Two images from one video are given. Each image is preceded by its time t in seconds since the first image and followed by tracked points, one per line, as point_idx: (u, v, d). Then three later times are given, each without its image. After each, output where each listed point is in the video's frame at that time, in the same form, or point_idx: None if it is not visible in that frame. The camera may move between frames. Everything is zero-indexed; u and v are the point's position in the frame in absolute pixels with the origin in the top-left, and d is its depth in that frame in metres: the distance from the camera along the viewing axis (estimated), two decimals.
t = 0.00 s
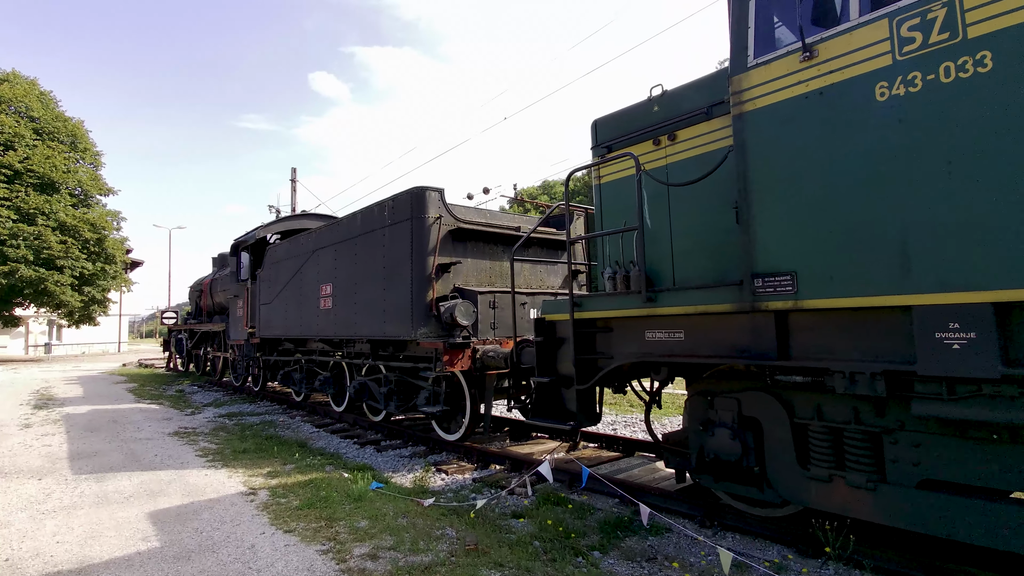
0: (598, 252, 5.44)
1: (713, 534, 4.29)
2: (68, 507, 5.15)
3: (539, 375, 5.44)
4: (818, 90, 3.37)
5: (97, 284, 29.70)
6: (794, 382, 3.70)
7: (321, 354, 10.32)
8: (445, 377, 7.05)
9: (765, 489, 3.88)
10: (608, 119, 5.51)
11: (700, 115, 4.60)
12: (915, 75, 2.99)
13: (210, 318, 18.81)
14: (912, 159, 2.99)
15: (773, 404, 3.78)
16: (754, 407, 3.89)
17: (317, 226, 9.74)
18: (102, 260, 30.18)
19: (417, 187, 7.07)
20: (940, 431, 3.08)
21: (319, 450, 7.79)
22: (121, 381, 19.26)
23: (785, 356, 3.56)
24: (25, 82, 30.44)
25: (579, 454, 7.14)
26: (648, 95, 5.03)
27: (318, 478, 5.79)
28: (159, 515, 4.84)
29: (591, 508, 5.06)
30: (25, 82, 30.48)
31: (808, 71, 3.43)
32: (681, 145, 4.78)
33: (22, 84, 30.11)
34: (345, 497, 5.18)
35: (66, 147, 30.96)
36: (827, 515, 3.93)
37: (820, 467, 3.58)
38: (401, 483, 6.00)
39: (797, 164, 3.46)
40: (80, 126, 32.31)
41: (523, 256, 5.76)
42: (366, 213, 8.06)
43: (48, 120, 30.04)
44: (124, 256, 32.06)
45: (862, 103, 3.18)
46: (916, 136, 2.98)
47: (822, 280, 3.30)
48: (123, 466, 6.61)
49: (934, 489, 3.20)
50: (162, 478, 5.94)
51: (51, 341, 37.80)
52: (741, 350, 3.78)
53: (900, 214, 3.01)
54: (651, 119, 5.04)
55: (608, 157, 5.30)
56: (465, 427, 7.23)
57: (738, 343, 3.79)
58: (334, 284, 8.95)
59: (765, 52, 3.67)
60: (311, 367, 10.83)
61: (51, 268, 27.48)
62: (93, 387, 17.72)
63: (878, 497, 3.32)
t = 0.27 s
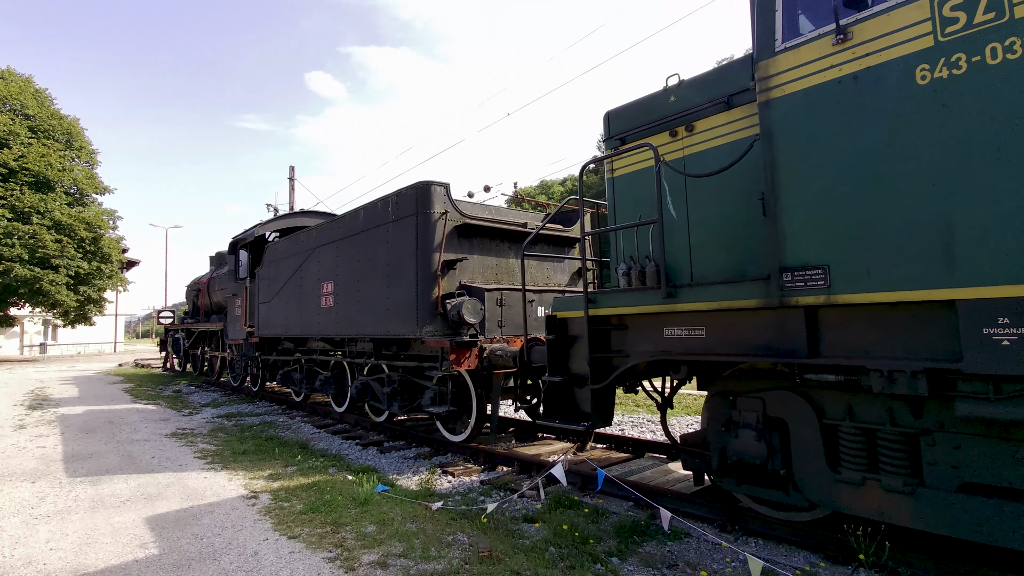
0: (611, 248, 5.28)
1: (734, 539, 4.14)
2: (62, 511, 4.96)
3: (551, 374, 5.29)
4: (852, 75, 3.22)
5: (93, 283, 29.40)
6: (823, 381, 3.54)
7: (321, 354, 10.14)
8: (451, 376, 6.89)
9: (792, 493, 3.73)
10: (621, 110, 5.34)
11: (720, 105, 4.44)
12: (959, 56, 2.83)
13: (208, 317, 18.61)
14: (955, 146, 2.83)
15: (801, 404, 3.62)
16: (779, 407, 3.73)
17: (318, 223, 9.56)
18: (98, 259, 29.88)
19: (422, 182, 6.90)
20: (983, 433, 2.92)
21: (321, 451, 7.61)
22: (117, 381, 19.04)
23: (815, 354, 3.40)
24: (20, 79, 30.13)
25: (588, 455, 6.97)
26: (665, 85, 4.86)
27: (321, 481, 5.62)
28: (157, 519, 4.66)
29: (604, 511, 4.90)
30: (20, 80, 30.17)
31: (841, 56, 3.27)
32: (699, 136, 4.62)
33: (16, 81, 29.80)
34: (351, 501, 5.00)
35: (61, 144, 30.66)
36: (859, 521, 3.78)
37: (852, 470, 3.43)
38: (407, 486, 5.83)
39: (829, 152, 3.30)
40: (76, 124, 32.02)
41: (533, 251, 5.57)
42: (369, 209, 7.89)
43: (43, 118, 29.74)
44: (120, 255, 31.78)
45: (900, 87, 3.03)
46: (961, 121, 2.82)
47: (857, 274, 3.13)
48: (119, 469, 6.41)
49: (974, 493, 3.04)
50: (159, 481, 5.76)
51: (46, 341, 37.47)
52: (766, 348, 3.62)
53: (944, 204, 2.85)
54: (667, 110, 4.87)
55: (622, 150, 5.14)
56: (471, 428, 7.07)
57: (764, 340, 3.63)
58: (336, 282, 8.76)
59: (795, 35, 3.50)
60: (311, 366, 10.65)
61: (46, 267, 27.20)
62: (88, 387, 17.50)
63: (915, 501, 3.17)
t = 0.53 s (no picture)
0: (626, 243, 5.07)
1: (761, 548, 3.95)
2: (53, 518, 4.72)
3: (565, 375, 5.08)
4: (898, 55, 3.01)
5: (90, 282, 29.12)
6: (861, 382, 3.34)
7: (322, 354, 9.92)
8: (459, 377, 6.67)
9: (825, 500, 3.53)
10: (637, 99, 5.13)
11: (745, 92, 4.22)
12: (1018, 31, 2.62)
13: (205, 317, 18.36)
14: (1014, 129, 2.63)
15: (836, 406, 3.41)
16: (813, 410, 3.52)
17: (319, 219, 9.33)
18: (95, 258, 29.59)
19: (428, 175, 6.69)
20: None
21: (323, 454, 7.39)
22: (113, 381, 18.77)
23: (853, 352, 3.18)
24: (16, 77, 29.81)
25: (598, 458, 6.77)
26: (684, 73, 4.65)
27: (324, 486, 5.40)
28: (153, 527, 4.43)
29: (621, 518, 4.69)
30: (16, 77, 29.85)
31: (885, 34, 3.06)
32: (721, 125, 4.41)
33: (12, 78, 29.48)
34: (356, 507, 4.77)
35: (57, 142, 30.34)
36: (902, 531, 3.61)
37: (894, 477, 3.22)
38: (413, 491, 5.60)
39: (871, 138, 3.09)
40: (72, 122, 31.70)
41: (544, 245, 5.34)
42: (372, 204, 7.67)
43: (40, 116, 29.46)
44: (117, 254, 31.48)
45: (952, 66, 2.82)
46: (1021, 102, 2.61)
47: (903, 268, 2.92)
48: (114, 473, 6.17)
49: None
50: (156, 486, 5.53)
51: (42, 341, 37.14)
52: (800, 346, 3.41)
53: (1002, 191, 2.64)
54: (686, 99, 4.66)
55: (639, 140, 4.92)
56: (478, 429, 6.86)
57: (798, 338, 3.42)
58: (337, 280, 8.53)
59: (833, 13, 3.29)
60: (311, 366, 10.43)
61: (42, 266, 26.89)
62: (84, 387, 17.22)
63: (963, 511, 2.96)
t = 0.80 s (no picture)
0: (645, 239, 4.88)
1: (794, 559, 3.79)
2: (49, 526, 4.54)
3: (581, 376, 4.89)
4: (947, 37, 2.84)
5: (89, 282, 28.92)
6: (903, 386, 3.15)
7: (325, 354, 9.73)
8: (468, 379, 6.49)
9: (863, 510, 3.35)
10: (655, 90, 4.94)
11: (773, 81, 4.03)
12: None
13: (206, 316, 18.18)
14: None
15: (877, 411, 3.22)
16: (851, 414, 3.33)
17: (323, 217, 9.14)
18: (94, 257, 29.37)
19: (436, 171, 6.50)
20: None
21: (328, 457, 7.20)
22: (112, 382, 18.58)
23: (898, 354, 3.00)
24: (15, 75, 29.59)
25: (611, 462, 6.58)
26: (707, 62, 4.46)
27: (331, 492, 5.21)
28: (153, 536, 4.24)
29: (641, 525, 4.52)
30: (14, 75, 29.65)
31: (934, 16, 2.89)
32: (747, 116, 4.22)
33: (11, 76, 29.28)
34: (365, 515, 4.58)
35: (56, 141, 30.13)
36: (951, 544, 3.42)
37: (940, 487, 3.04)
38: (423, 497, 5.41)
39: (918, 126, 2.91)
40: (71, 121, 31.50)
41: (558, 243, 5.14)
42: (377, 201, 7.48)
43: (38, 114, 29.25)
44: (117, 253, 31.29)
45: (1010, 47, 2.63)
46: None
47: (955, 264, 2.73)
48: (113, 477, 5.98)
49: None
50: (156, 491, 5.34)
51: (41, 341, 36.95)
52: (839, 347, 3.23)
53: None
54: (709, 89, 4.47)
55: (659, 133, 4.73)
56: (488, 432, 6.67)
57: (836, 339, 3.23)
58: (341, 279, 8.34)
59: None
60: (314, 367, 10.25)
61: (41, 265, 26.69)
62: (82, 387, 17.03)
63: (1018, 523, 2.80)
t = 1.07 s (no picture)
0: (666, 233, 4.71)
1: (831, 567, 3.63)
2: (50, 530, 4.37)
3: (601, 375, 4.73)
4: (1003, 14, 2.67)
5: (88, 281, 28.74)
6: (951, 385, 3.00)
7: (330, 353, 9.56)
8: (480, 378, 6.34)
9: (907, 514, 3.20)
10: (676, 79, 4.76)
11: (804, 66, 3.86)
12: None
13: (207, 316, 18.01)
14: None
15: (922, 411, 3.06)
16: (895, 415, 3.17)
17: (328, 213, 8.97)
18: (94, 257, 29.18)
19: (446, 164, 6.33)
20: None
21: (335, 458, 7.04)
22: (113, 382, 18.41)
23: (949, 351, 2.84)
24: (13, 73, 29.37)
25: (626, 463, 6.43)
26: (732, 48, 4.30)
27: (341, 495, 5.05)
28: (159, 541, 4.09)
29: (664, 530, 4.35)
30: (14, 73, 29.47)
31: None
32: (776, 103, 4.06)
33: (10, 74, 29.10)
34: (377, 519, 4.42)
35: (55, 140, 29.94)
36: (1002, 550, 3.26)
37: (992, 491, 2.88)
38: (435, 500, 5.23)
39: (972, 109, 2.75)
40: (71, 119, 31.31)
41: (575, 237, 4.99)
42: (385, 196, 7.30)
43: (37, 112, 29.05)
44: (117, 253, 31.12)
45: None
46: None
47: (1015, 255, 2.57)
48: (116, 479, 5.81)
49: None
50: (160, 494, 5.18)
51: (40, 340, 36.80)
52: (883, 344, 3.06)
53: None
54: (734, 77, 4.31)
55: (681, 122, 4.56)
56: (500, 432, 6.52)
57: (880, 335, 3.07)
58: (347, 276, 8.17)
59: None
60: (318, 366, 10.08)
61: (40, 265, 26.53)
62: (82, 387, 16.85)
63: None
